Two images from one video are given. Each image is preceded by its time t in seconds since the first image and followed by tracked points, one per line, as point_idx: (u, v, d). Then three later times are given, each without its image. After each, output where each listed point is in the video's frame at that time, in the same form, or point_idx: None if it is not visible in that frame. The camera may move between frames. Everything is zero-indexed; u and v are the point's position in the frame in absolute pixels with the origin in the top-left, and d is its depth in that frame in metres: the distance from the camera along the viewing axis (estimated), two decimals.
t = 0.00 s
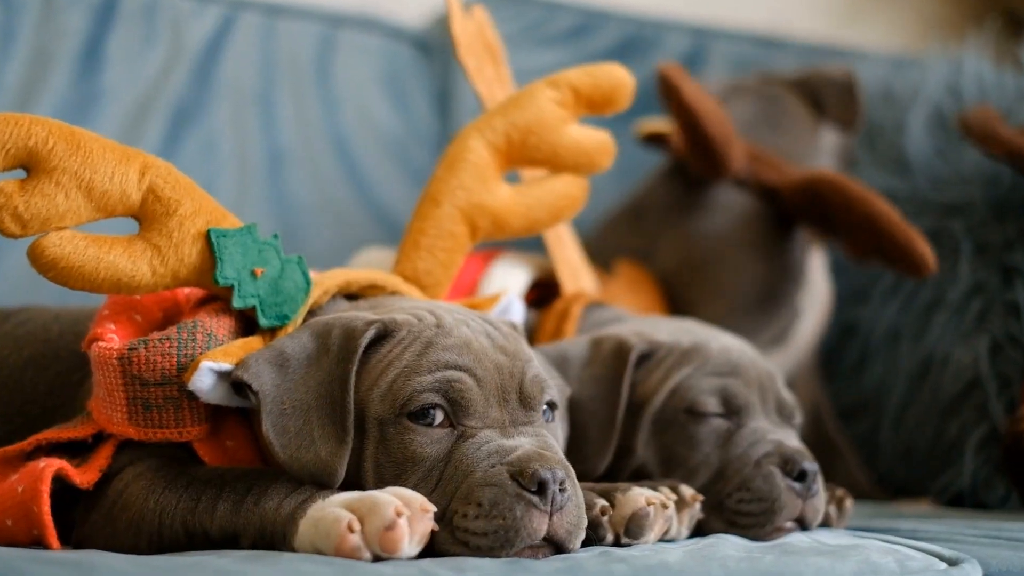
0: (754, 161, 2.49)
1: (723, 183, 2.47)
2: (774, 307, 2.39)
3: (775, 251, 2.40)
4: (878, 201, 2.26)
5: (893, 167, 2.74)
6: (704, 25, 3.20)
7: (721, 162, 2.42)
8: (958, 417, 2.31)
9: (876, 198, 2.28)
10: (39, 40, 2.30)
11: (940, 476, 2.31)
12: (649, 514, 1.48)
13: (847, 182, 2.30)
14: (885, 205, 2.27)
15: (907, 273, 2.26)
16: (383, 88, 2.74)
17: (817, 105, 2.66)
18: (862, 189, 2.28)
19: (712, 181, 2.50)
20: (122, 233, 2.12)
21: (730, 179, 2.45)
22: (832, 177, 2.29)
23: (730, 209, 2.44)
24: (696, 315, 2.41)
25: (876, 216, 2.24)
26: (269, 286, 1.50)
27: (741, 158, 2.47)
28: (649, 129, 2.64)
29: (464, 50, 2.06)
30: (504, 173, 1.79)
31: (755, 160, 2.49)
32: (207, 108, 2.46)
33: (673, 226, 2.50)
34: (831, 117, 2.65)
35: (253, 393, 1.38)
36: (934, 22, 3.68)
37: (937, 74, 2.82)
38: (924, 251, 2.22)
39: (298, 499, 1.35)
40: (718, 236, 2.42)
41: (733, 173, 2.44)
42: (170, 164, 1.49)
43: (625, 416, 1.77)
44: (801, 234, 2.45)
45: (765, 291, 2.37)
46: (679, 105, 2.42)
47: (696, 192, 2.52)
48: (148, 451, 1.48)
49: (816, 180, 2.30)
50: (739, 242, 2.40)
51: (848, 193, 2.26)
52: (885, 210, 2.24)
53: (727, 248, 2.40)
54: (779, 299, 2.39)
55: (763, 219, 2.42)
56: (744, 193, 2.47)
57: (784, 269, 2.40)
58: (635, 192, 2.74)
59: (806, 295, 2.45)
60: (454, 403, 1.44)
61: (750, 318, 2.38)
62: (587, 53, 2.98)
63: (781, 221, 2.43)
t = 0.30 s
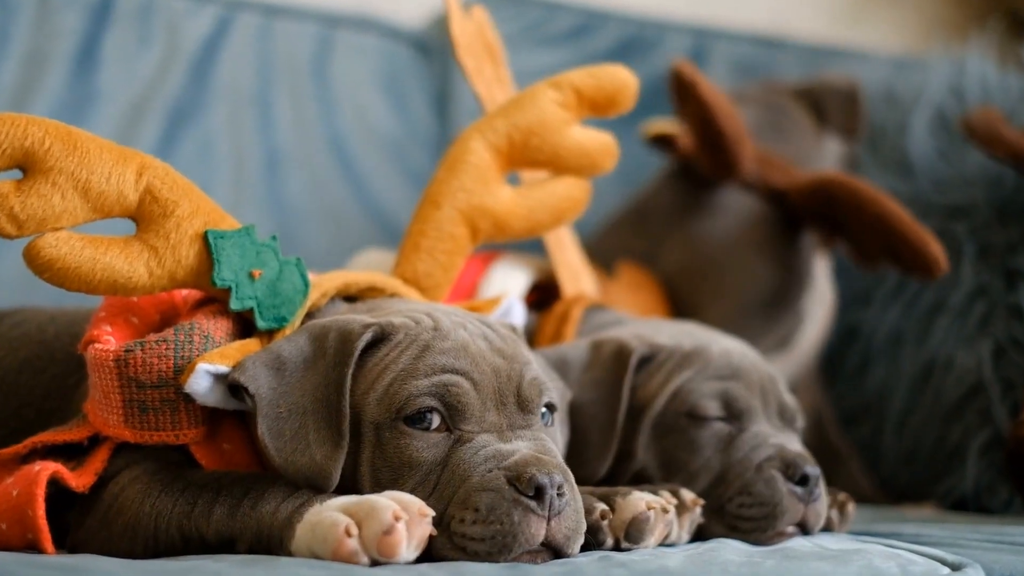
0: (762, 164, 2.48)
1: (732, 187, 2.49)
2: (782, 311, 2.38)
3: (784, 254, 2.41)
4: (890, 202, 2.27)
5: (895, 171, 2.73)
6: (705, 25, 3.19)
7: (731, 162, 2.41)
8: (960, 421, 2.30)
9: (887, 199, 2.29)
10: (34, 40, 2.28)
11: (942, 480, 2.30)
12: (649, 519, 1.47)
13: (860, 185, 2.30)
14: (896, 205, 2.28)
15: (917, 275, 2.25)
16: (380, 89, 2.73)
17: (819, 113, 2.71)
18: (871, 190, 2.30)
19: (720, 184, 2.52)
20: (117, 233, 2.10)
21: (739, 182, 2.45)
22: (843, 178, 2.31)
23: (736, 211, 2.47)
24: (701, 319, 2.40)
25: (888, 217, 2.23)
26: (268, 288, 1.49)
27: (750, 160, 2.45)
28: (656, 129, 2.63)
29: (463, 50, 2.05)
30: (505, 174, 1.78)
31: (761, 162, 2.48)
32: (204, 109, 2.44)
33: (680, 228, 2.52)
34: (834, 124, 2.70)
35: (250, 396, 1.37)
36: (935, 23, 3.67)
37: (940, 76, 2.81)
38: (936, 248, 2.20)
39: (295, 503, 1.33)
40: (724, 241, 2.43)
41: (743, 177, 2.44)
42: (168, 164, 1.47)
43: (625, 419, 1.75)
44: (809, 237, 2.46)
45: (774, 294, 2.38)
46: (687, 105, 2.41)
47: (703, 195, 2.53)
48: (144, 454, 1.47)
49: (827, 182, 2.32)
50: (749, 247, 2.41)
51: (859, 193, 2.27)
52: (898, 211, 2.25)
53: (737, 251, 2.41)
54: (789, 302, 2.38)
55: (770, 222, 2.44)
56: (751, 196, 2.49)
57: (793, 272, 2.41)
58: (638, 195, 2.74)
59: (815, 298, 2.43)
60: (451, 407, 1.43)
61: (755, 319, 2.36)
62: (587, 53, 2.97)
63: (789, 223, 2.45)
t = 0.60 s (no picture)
0: (758, 161, 2.45)
1: (729, 184, 2.48)
2: (781, 310, 2.37)
3: (783, 252, 2.40)
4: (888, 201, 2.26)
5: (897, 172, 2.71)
6: (705, 25, 3.18)
7: (727, 158, 2.41)
8: (962, 426, 2.29)
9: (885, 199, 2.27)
10: (29, 40, 2.27)
11: (944, 486, 2.29)
12: (648, 523, 1.45)
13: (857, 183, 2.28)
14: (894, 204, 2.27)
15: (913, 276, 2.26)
16: (377, 89, 2.72)
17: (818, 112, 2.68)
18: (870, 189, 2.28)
19: (718, 181, 2.51)
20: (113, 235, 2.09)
21: (736, 180, 2.44)
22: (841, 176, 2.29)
23: (736, 209, 2.46)
24: (701, 320, 2.39)
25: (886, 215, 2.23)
26: (263, 290, 1.48)
27: (747, 158, 2.44)
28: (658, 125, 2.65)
29: (460, 50, 2.04)
30: (503, 176, 1.77)
31: (759, 159, 2.46)
32: (199, 110, 2.43)
33: (680, 227, 2.51)
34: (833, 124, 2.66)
35: (245, 401, 1.36)
36: (936, 24, 3.66)
37: (941, 76, 2.80)
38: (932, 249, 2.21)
39: (291, 508, 1.32)
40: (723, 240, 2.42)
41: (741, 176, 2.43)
42: (163, 166, 1.46)
43: (624, 423, 1.74)
44: (809, 237, 2.44)
45: (773, 293, 2.37)
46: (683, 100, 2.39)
47: (702, 193, 2.52)
48: (139, 458, 1.45)
49: (825, 180, 2.30)
50: (749, 244, 2.40)
51: (857, 191, 2.26)
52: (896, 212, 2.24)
53: (737, 250, 2.40)
54: (787, 302, 2.37)
55: (768, 221, 2.43)
56: (751, 195, 2.48)
57: (792, 272, 2.39)
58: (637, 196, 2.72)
59: (812, 297, 2.42)
60: (447, 412, 1.41)
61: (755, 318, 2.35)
62: (587, 53, 2.95)
63: (789, 222, 2.43)
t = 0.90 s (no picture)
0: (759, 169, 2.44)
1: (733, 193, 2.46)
2: (779, 318, 2.36)
3: (785, 261, 2.38)
4: (886, 220, 2.26)
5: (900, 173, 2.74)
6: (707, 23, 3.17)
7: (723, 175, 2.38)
8: (967, 427, 2.27)
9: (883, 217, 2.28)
10: (25, 38, 2.25)
11: (949, 487, 2.27)
12: (650, 525, 1.44)
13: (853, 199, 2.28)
14: (891, 224, 2.27)
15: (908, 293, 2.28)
16: (375, 88, 2.71)
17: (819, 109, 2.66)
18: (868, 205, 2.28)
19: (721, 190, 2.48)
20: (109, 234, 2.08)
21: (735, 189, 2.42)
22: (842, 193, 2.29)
23: (740, 218, 2.44)
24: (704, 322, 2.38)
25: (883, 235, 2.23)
26: (261, 290, 1.46)
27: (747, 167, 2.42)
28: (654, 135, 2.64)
29: (460, 48, 2.02)
30: (502, 175, 1.75)
31: (762, 167, 2.44)
32: (196, 109, 2.42)
33: (684, 231, 2.49)
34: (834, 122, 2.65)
35: (242, 402, 1.35)
36: (939, 22, 3.65)
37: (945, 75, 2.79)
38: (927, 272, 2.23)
39: (289, 510, 1.31)
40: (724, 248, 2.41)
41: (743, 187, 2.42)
42: (160, 165, 1.45)
43: (625, 423, 1.73)
44: (812, 244, 2.41)
45: (771, 302, 2.36)
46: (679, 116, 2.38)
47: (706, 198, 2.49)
48: (135, 459, 1.44)
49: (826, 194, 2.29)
50: (750, 253, 2.38)
51: (856, 209, 2.26)
52: (894, 231, 2.25)
53: (741, 257, 2.38)
54: (786, 308, 2.36)
55: (769, 229, 2.40)
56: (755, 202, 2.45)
57: (794, 279, 2.38)
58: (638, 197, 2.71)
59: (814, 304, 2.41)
60: (446, 412, 1.40)
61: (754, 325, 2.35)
62: (588, 51, 2.94)
63: (790, 231, 2.40)
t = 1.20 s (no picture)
0: (739, 168, 2.40)
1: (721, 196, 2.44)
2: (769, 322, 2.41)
3: (768, 261, 2.40)
4: (859, 230, 2.29)
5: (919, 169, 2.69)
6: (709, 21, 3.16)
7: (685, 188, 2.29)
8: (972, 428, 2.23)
9: (858, 227, 2.31)
10: (21, 37, 2.24)
11: (953, 489, 2.23)
12: (652, 526, 1.43)
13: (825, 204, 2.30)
14: (864, 233, 2.30)
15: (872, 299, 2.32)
16: (375, 86, 2.69)
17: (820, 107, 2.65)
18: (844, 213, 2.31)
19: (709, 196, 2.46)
20: (105, 234, 2.06)
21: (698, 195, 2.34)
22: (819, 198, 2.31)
23: (726, 220, 2.43)
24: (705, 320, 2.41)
25: (857, 248, 2.25)
26: (260, 289, 1.45)
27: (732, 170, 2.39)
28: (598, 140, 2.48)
29: (461, 46, 2.01)
30: (502, 173, 1.74)
31: (740, 166, 2.40)
32: (194, 108, 2.40)
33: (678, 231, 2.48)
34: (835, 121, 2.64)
35: (241, 402, 1.34)
36: (943, 21, 3.64)
37: (950, 71, 2.78)
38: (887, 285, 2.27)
39: (288, 511, 1.29)
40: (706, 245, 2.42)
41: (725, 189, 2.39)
42: (158, 163, 1.43)
43: (627, 423, 1.72)
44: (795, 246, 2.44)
45: (748, 298, 2.39)
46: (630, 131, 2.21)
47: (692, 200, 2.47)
48: (134, 460, 1.43)
49: (803, 198, 2.30)
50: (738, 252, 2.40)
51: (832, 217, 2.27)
52: (865, 244, 2.28)
53: (729, 258, 2.40)
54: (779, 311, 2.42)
55: (753, 226, 2.41)
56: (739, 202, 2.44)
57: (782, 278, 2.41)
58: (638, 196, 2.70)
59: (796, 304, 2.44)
60: (446, 413, 1.39)
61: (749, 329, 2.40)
62: (589, 49, 2.93)
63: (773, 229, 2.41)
